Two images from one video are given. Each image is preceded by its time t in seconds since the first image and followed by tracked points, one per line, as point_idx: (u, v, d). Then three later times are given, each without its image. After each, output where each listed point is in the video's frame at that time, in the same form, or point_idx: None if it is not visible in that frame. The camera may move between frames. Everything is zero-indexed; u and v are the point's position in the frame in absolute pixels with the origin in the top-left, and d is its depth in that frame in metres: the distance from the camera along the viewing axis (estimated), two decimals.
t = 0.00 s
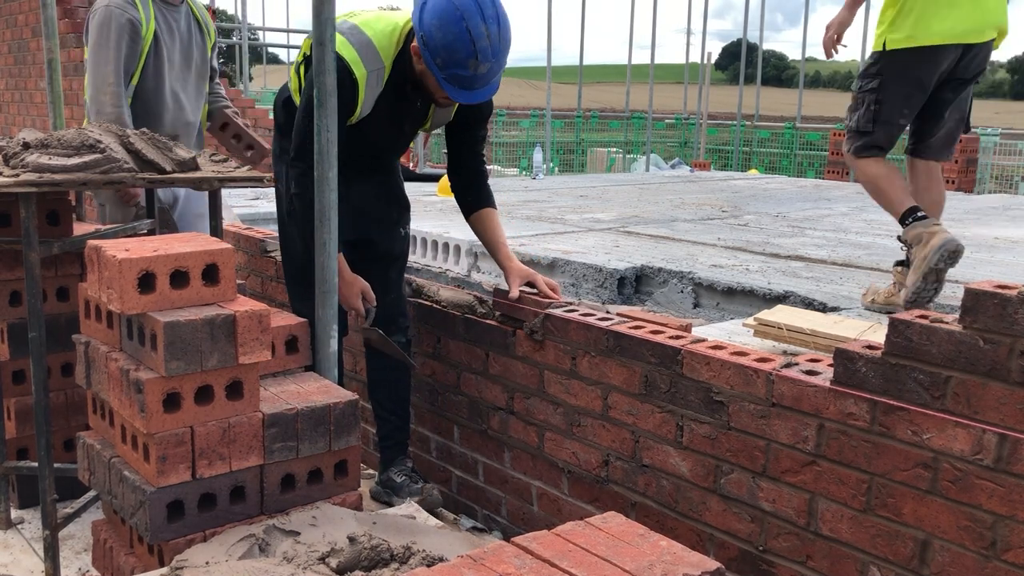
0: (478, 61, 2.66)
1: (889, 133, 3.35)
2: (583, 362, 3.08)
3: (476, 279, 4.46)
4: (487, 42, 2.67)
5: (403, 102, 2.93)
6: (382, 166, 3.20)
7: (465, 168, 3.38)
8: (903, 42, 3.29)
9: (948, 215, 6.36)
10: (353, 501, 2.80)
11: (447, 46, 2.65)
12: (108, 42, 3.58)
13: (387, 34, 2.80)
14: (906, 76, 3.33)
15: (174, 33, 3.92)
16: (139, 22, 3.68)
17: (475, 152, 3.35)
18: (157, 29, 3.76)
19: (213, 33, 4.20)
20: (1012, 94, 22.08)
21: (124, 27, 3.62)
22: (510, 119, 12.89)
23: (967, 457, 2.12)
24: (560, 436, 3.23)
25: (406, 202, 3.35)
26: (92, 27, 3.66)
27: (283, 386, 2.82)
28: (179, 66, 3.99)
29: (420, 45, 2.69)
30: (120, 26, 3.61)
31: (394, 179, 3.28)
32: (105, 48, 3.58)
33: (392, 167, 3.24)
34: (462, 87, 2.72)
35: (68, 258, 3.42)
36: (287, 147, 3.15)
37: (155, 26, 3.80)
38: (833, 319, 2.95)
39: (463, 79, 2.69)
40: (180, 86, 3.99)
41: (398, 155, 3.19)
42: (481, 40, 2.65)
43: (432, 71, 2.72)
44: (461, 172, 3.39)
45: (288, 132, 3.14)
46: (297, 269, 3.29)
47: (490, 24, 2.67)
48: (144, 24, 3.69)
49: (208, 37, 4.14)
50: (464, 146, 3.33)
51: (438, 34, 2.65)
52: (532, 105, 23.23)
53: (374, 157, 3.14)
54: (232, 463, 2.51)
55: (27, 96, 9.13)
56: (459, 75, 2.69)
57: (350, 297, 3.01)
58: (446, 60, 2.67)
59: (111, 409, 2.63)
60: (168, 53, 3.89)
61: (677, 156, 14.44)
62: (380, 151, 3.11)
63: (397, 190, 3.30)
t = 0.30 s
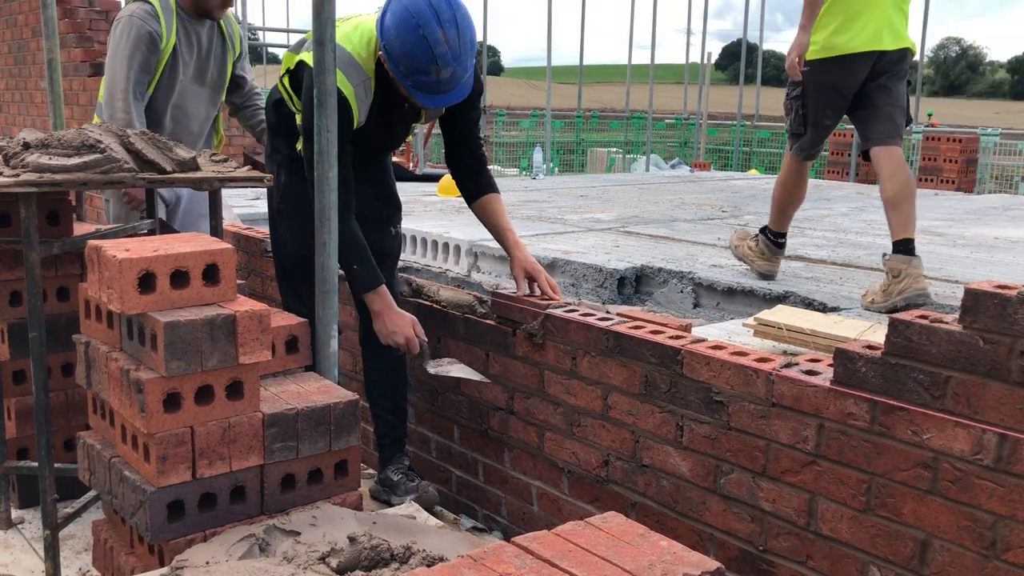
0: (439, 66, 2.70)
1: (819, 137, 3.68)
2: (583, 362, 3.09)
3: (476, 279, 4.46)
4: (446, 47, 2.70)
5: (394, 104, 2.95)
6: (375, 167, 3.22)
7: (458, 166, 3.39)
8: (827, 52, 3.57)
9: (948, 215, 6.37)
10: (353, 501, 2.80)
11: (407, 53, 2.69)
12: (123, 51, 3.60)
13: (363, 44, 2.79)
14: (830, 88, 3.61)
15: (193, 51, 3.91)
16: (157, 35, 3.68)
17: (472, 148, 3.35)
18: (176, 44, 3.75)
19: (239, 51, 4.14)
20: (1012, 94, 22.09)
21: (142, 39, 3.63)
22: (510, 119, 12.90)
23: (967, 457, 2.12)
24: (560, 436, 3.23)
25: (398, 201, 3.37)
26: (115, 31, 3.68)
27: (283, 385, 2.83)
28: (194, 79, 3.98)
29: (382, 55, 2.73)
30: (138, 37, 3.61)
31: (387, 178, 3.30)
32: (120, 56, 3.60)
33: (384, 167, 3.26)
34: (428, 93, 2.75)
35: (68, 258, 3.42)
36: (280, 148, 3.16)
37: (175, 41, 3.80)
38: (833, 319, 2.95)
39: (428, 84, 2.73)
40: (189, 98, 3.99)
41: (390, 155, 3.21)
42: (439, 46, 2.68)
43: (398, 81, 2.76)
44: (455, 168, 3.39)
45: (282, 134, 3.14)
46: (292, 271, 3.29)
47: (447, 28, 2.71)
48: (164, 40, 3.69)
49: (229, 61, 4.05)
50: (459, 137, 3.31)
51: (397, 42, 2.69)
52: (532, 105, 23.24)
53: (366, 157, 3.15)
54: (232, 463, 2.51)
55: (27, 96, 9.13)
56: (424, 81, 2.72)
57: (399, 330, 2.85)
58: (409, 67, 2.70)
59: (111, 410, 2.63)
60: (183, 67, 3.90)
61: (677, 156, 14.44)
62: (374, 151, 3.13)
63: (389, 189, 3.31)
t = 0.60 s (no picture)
0: (430, 99, 2.76)
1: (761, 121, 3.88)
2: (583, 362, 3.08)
3: (476, 280, 4.46)
4: (436, 80, 2.75)
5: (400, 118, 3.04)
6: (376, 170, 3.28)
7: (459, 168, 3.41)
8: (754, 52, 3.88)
9: (948, 215, 6.37)
10: (353, 501, 2.80)
11: (398, 87, 2.76)
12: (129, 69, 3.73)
13: (364, 75, 2.86)
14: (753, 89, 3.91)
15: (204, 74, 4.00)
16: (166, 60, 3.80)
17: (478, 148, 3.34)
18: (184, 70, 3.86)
19: (256, 84, 4.17)
20: (1012, 94, 22.10)
21: (150, 61, 3.75)
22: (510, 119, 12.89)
23: (967, 457, 2.12)
24: (560, 436, 3.23)
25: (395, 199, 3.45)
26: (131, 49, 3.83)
27: (283, 386, 2.82)
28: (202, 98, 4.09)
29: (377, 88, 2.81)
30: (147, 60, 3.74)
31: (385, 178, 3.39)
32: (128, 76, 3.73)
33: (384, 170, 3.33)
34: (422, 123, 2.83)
35: (68, 258, 3.42)
36: (282, 156, 3.16)
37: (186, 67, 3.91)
38: (833, 319, 2.95)
39: (421, 115, 2.79)
40: (193, 118, 4.11)
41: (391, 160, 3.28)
42: (429, 79, 2.73)
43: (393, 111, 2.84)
44: (456, 167, 3.38)
45: (283, 142, 3.14)
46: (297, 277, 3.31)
47: (437, 61, 2.75)
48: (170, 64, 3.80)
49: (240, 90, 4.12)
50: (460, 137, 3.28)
51: (388, 77, 2.76)
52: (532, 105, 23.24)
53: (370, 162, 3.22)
54: (232, 463, 2.51)
55: (27, 96, 9.13)
56: (417, 113, 2.79)
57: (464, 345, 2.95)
58: (401, 100, 2.77)
59: (111, 410, 2.63)
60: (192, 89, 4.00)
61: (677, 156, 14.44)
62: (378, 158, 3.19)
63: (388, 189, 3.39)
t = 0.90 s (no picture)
0: (434, 103, 2.76)
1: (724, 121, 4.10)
2: (583, 362, 3.09)
3: (476, 280, 4.46)
4: (441, 85, 2.75)
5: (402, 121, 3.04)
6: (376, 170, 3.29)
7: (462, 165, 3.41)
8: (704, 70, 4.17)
9: (948, 215, 6.37)
10: (353, 501, 2.80)
11: (403, 89, 2.76)
12: (132, 93, 3.89)
13: (366, 73, 2.85)
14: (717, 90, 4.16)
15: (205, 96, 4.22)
16: (167, 83, 3.95)
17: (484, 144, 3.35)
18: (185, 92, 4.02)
19: (254, 103, 4.36)
20: (1012, 94, 22.11)
21: (151, 86, 3.89)
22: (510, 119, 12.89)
23: (967, 457, 2.12)
24: (560, 436, 3.23)
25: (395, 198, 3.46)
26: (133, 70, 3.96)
27: (283, 386, 2.83)
28: (200, 116, 4.32)
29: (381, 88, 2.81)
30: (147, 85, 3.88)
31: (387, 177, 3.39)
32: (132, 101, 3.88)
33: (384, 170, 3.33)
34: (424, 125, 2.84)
35: (68, 258, 3.42)
36: (284, 155, 3.15)
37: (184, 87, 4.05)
38: (833, 319, 2.95)
39: (423, 118, 2.80)
40: (192, 133, 4.33)
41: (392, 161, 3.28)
42: (434, 83, 2.73)
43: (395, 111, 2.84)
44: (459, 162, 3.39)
45: (286, 142, 3.13)
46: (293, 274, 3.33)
47: (442, 66, 2.75)
48: (173, 88, 3.96)
49: (238, 110, 4.36)
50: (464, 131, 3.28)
51: (393, 78, 2.76)
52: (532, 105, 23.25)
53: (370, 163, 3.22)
54: (232, 463, 2.51)
55: (27, 96, 9.13)
56: (420, 115, 2.80)
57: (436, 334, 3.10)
58: (405, 101, 2.77)
59: (111, 410, 2.63)
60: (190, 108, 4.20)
61: (677, 156, 14.44)
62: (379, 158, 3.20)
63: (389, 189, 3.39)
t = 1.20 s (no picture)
0: (432, 96, 2.75)
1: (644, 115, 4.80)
2: (583, 362, 3.09)
3: (476, 280, 4.46)
4: (440, 79, 2.74)
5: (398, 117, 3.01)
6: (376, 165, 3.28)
7: (467, 160, 3.39)
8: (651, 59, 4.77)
9: (948, 215, 6.37)
10: (353, 501, 2.80)
11: (401, 81, 2.75)
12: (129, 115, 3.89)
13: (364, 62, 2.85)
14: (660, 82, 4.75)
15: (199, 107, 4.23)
16: (162, 100, 3.95)
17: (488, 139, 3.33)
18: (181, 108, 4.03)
19: (249, 108, 4.37)
20: (1012, 94, 22.13)
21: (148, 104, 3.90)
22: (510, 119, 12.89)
23: (967, 457, 2.12)
24: (560, 436, 3.23)
25: (398, 197, 3.45)
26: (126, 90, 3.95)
27: (283, 386, 2.83)
28: (197, 127, 4.33)
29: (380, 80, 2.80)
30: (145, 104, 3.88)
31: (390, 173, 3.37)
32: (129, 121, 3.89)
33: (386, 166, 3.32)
34: (422, 119, 2.83)
35: (68, 258, 3.42)
36: (285, 150, 3.16)
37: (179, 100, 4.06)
38: (833, 319, 2.95)
39: (421, 112, 2.79)
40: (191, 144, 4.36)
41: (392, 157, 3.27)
42: (433, 76, 2.73)
43: (393, 104, 2.83)
44: (463, 155, 3.38)
45: (289, 138, 3.13)
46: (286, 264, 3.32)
47: (442, 59, 2.74)
48: (169, 104, 3.97)
49: (234, 116, 4.37)
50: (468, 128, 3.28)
51: (393, 70, 2.75)
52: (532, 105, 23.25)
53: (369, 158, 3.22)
54: (232, 463, 2.51)
55: (27, 96, 9.13)
56: (418, 108, 2.79)
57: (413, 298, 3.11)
58: (403, 94, 2.76)
59: (111, 410, 2.63)
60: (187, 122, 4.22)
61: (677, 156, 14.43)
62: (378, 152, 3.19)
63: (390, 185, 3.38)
